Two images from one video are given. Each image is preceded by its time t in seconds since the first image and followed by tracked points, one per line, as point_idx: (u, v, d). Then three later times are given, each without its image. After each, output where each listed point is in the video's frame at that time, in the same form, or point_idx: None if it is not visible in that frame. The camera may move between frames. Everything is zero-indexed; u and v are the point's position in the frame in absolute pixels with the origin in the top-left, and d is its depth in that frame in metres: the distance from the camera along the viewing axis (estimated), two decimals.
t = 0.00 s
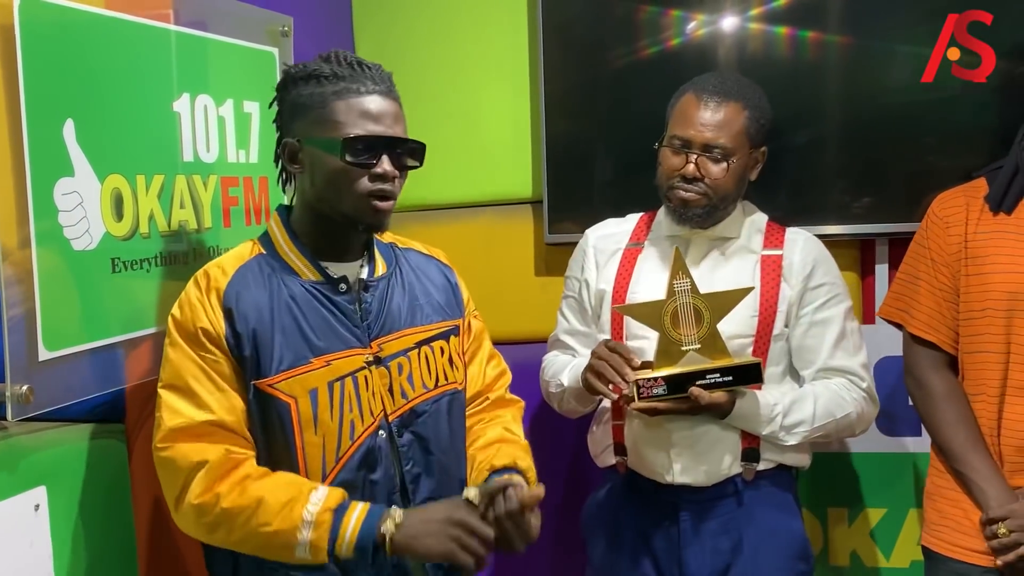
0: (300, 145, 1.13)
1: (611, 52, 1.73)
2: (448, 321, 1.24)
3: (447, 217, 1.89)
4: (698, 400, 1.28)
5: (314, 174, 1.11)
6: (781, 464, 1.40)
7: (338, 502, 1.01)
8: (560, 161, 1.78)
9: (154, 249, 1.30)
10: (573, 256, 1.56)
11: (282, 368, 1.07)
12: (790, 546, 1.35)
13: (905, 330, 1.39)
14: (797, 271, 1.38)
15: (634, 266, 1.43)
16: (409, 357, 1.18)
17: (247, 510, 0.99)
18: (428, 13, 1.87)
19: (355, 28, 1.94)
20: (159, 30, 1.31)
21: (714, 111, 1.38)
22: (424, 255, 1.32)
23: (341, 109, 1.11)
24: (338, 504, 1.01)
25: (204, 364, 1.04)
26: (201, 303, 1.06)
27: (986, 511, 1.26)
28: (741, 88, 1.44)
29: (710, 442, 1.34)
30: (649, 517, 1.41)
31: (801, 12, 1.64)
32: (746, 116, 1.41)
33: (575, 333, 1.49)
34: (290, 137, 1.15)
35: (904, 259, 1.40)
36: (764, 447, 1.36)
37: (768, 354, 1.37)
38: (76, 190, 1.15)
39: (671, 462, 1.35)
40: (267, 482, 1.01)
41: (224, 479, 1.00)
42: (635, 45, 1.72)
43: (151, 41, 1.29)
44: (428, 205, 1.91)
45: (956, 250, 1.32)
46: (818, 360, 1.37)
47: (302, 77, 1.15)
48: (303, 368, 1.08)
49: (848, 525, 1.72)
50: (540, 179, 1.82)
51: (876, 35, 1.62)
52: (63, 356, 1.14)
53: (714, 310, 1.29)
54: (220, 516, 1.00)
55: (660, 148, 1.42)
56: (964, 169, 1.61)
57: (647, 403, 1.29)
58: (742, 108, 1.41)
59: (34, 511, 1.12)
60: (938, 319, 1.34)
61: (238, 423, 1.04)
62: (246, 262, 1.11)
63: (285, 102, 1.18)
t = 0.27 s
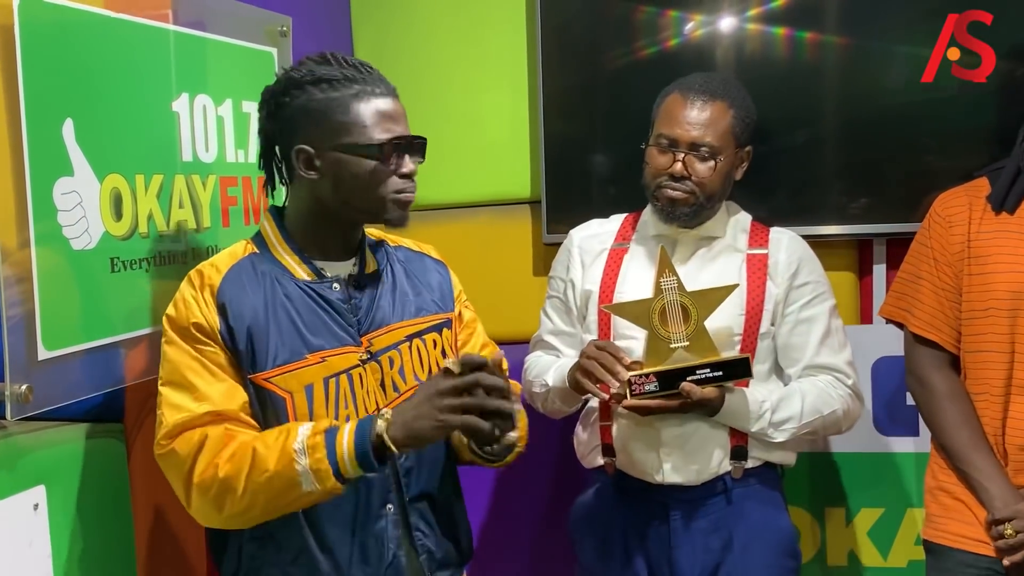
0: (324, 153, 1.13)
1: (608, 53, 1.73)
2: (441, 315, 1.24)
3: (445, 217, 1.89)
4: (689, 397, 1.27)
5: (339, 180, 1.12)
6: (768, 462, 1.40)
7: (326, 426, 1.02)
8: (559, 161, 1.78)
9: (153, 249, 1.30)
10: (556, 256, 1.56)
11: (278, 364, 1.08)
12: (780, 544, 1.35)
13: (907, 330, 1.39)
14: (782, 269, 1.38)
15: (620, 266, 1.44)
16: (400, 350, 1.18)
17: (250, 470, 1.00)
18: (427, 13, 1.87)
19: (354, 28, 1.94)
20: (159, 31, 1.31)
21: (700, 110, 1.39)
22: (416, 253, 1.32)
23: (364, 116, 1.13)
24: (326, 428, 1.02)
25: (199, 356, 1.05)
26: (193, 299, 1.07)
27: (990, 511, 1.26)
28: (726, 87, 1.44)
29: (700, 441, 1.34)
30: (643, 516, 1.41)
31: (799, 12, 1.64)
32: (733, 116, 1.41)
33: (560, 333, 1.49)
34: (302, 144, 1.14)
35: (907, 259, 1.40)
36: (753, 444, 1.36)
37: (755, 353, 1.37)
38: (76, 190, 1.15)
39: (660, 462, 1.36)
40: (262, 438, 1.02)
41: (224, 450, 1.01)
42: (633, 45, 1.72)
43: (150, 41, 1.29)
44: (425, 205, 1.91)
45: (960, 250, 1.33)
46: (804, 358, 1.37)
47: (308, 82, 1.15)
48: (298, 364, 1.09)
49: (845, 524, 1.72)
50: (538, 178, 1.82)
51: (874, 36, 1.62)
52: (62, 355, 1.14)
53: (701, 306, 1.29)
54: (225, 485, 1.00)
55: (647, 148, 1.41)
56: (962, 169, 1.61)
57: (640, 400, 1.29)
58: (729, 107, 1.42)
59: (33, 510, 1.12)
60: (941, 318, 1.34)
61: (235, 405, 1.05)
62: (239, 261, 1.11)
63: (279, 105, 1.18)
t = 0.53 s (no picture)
0: (344, 142, 1.13)
1: (609, 53, 1.73)
2: (438, 316, 1.25)
3: (445, 216, 1.89)
4: (684, 401, 1.28)
5: (359, 170, 1.14)
6: (759, 462, 1.40)
7: (328, 485, 1.04)
8: (559, 160, 1.78)
9: (153, 246, 1.30)
10: (546, 256, 1.56)
11: (285, 373, 1.08)
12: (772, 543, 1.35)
13: (912, 329, 1.38)
14: (772, 270, 1.38)
15: (611, 267, 1.44)
16: (404, 350, 1.19)
17: (250, 515, 1.03)
18: (428, 12, 1.87)
19: (354, 27, 1.94)
20: (160, 29, 1.31)
21: (694, 121, 1.36)
22: (411, 254, 1.31)
23: (377, 107, 1.15)
24: (328, 488, 1.04)
25: (204, 376, 1.05)
26: (199, 312, 1.06)
27: (998, 514, 1.26)
28: (717, 98, 1.40)
29: (693, 442, 1.35)
30: (637, 515, 1.41)
31: (799, 13, 1.64)
32: (725, 129, 1.38)
33: (551, 333, 1.49)
34: (320, 135, 1.14)
35: (912, 257, 1.40)
36: (743, 444, 1.36)
37: (746, 353, 1.37)
38: (77, 187, 1.15)
39: (654, 464, 1.36)
40: (265, 484, 1.04)
41: (226, 489, 1.04)
42: (634, 45, 1.72)
43: (151, 40, 1.29)
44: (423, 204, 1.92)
45: (969, 249, 1.33)
46: (794, 358, 1.37)
47: (323, 74, 1.15)
48: (307, 371, 1.09)
49: (843, 525, 1.72)
50: (538, 178, 1.82)
51: (875, 37, 1.62)
52: (63, 353, 1.14)
53: (693, 309, 1.29)
54: (226, 524, 1.04)
55: (639, 164, 1.41)
56: (962, 171, 1.61)
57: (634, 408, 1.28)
58: (721, 121, 1.39)
59: (33, 507, 1.13)
60: (949, 317, 1.34)
61: (239, 433, 1.06)
62: (243, 264, 1.10)
63: (290, 97, 1.16)
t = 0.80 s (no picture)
0: (353, 144, 1.14)
1: (611, 53, 1.74)
2: (434, 316, 1.27)
3: (447, 216, 1.90)
4: (680, 404, 1.28)
5: (366, 171, 1.15)
6: (756, 462, 1.40)
7: (321, 519, 1.05)
8: (560, 160, 1.78)
9: (155, 244, 1.30)
10: (544, 255, 1.56)
11: (288, 377, 1.08)
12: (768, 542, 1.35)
13: (919, 328, 1.38)
14: (770, 270, 1.39)
15: (610, 267, 1.44)
16: (404, 351, 1.20)
17: (241, 534, 1.04)
18: (430, 12, 1.87)
19: (357, 27, 1.95)
20: (162, 27, 1.31)
21: (696, 126, 1.36)
22: (406, 250, 1.33)
23: (384, 111, 1.16)
24: (322, 524, 1.05)
25: (203, 389, 1.05)
26: (200, 325, 1.05)
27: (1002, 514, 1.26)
28: (715, 99, 1.40)
29: (690, 442, 1.35)
30: (636, 514, 1.41)
31: (802, 14, 1.64)
32: (722, 131, 1.38)
33: (550, 333, 1.49)
34: (327, 135, 1.14)
35: (920, 257, 1.40)
36: (740, 445, 1.36)
37: (743, 354, 1.37)
38: (80, 185, 1.16)
39: (651, 464, 1.36)
40: (258, 505, 1.05)
41: (218, 506, 1.05)
42: (636, 46, 1.72)
43: (155, 38, 1.30)
44: (424, 204, 1.92)
45: (978, 249, 1.33)
46: (793, 358, 1.37)
47: (330, 75, 1.14)
48: (310, 374, 1.10)
49: (843, 526, 1.72)
50: (540, 178, 1.83)
51: (877, 38, 1.62)
52: (65, 350, 1.15)
53: (688, 312, 1.30)
54: (216, 538, 1.05)
55: (639, 168, 1.40)
56: (963, 172, 1.61)
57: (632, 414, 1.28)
58: (719, 124, 1.38)
59: (34, 503, 1.13)
60: (957, 317, 1.34)
61: (235, 450, 1.07)
62: (245, 267, 1.10)
63: (296, 98, 1.14)
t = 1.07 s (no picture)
0: (346, 151, 1.10)
1: (616, 49, 1.69)
2: (430, 319, 1.23)
3: (449, 216, 1.86)
4: (681, 407, 1.24)
5: (359, 178, 1.11)
6: (767, 471, 1.35)
7: (309, 501, 1.02)
8: (564, 159, 1.74)
9: (148, 246, 1.27)
10: (552, 257, 1.53)
11: (281, 386, 1.05)
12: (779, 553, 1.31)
13: (935, 331, 1.34)
14: (783, 273, 1.34)
15: (617, 269, 1.40)
16: (400, 355, 1.17)
17: (233, 532, 1.01)
18: (432, 8, 1.84)
19: (357, 23, 1.91)
20: (155, 23, 1.28)
21: (705, 125, 1.32)
22: (401, 249, 1.30)
23: (381, 114, 1.12)
24: (310, 503, 1.02)
25: (188, 394, 1.01)
26: (186, 328, 1.01)
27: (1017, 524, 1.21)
28: (725, 98, 1.36)
29: (698, 450, 1.31)
30: (644, 523, 1.37)
31: (813, 8, 1.60)
32: (734, 130, 1.34)
33: (557, 336, 1.45)
34: (319, 142, 1.10)
35: (936, 257, 1.35)
36: (750, 453, 1.32)
37: (754, 360, 1.33)
38: (70, 185, 1.12)
39: (657, 472, 1.32)
40: (247, 498, 1.02)
41: (208, 505, 1.01)
42: (642, 41, 1.68)
43: (148, 34, 1.26)
44: (425, 204, 1.88)
45: (996, 250, 1.28)
46: (806, 364, 1.32)
47: (325, 77, 1.10)
48: (302, 384, 1.06)
49: (856, 536, 1.68)
50: (543, 177, 1.79)
51: (889, 33, 1.58)
52: (56, 355, 1.11)
53: (690, 313, 1.26)
54: (210, 540, 1.01)
55: (647, 169, 1.36)
56: (978, 170, 1.57)
57: (633, 416, 1.24)
58: (730, 123, 1.34)
59: (23, 512, 1.10)
60: (974, 319, 1.30)
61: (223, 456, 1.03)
62: (234, 274, 1.06)
63: (289, 100, 1.10)
